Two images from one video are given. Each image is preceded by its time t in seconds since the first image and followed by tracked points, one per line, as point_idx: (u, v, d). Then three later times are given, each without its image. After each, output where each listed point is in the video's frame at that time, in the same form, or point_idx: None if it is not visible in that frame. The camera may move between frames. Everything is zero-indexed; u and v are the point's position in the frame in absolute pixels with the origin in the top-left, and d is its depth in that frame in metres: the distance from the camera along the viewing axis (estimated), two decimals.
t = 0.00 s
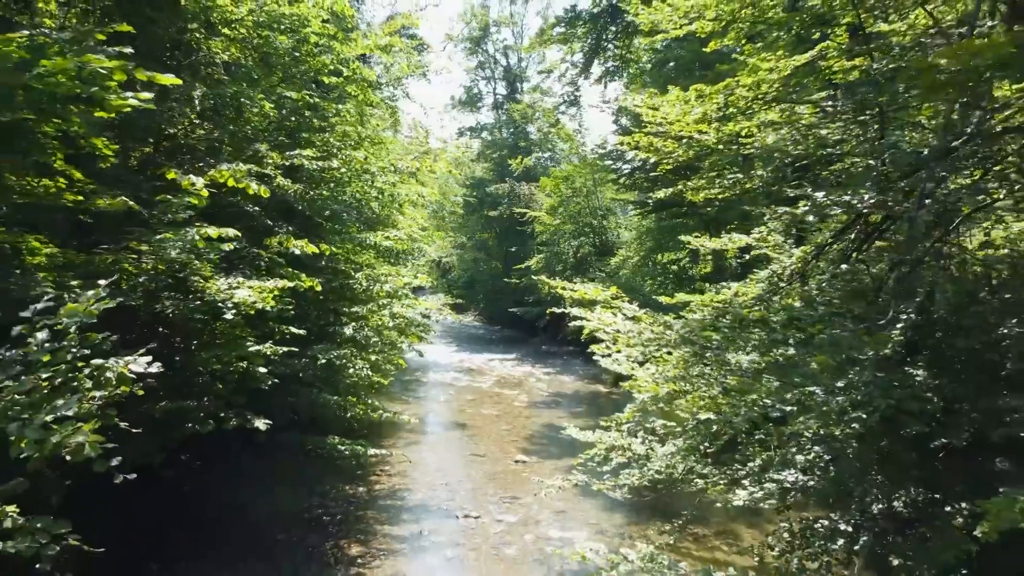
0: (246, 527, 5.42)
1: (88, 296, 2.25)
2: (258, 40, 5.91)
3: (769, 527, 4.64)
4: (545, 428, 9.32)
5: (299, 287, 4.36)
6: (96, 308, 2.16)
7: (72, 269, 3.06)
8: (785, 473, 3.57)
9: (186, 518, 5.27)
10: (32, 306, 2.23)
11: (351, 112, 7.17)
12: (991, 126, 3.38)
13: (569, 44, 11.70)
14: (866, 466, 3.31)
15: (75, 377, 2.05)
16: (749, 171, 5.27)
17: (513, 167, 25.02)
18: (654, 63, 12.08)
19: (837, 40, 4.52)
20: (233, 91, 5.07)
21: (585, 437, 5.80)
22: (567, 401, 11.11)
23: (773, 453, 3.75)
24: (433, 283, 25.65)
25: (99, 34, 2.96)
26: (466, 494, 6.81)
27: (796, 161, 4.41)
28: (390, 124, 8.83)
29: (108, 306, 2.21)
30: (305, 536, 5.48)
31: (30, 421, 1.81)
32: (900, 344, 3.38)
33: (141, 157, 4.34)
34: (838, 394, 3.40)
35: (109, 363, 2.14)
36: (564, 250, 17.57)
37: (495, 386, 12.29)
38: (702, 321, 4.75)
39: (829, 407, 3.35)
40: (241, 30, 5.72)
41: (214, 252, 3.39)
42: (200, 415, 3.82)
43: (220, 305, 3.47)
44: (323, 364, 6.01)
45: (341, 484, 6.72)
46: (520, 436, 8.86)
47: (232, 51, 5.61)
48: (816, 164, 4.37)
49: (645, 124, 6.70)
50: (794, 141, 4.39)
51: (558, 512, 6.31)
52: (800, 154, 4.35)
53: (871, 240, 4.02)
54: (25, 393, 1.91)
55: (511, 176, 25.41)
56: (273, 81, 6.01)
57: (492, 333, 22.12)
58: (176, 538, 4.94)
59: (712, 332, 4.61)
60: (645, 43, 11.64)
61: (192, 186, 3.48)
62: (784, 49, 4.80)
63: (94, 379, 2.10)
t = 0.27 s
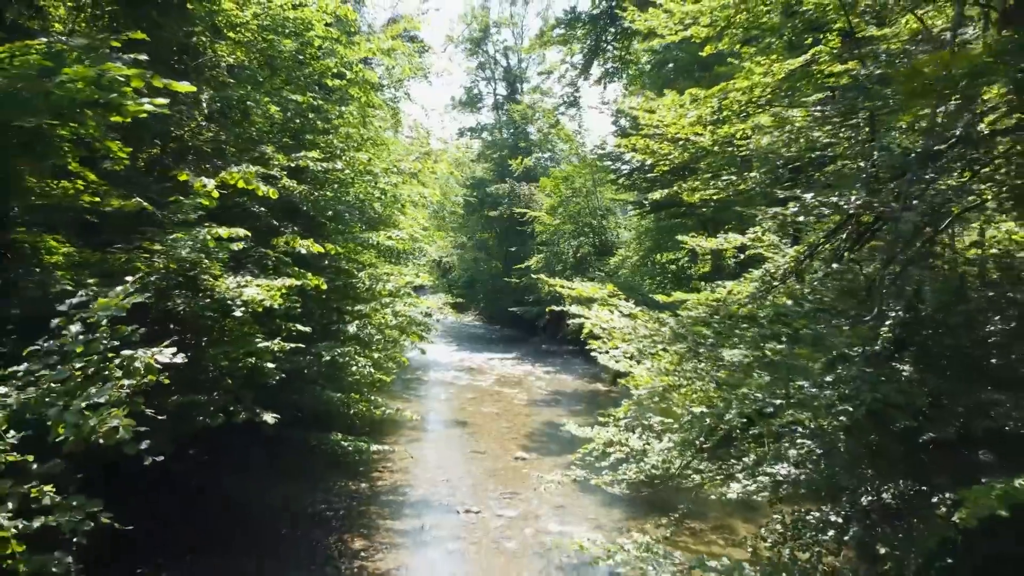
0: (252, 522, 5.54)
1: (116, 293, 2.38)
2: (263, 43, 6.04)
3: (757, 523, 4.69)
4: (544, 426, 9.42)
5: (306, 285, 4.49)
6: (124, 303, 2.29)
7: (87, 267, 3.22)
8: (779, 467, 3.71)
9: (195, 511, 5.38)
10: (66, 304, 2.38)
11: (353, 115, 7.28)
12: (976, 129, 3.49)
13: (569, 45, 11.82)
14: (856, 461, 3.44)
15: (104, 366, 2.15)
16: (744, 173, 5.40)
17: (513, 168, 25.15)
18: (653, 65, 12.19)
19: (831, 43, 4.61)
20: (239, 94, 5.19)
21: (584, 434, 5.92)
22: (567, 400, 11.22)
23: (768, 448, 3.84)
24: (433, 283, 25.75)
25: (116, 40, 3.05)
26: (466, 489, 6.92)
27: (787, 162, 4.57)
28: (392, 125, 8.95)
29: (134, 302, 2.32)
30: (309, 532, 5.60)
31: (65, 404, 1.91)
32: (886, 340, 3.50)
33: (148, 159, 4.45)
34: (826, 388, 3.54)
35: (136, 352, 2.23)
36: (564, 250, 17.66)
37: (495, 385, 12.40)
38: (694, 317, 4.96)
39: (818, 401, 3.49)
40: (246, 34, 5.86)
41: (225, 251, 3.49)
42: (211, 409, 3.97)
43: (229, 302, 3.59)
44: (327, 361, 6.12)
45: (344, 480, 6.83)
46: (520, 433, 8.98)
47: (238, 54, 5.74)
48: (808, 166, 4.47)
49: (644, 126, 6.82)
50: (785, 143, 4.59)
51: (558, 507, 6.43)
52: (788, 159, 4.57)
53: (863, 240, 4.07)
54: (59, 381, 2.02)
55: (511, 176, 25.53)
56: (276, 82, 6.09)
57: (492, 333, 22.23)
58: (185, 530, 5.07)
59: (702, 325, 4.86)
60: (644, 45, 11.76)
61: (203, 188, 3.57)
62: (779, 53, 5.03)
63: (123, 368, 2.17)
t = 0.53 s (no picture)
0: (257, 516, 5.66)
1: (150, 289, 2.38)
2: (268, 47, 6.16)
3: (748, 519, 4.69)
4: (544, 424, 9.52)
5: (312, 283, 4.61)
6: (155, 298, 2.31)
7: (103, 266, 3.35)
8: (772, 460, 3.85)
9: (204, 504, 5.51)
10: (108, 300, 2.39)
11: (357, 117, 7.39)
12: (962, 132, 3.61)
13: (569, 46, 11.95)
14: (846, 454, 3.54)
15: (136, 356, 2.12)
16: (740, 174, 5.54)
17: (513, 168, 25.28)
18: (652, 67, 12.33)
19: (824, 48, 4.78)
20: (245, 97, 5.31)
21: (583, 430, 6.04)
22: (567, 398, 11.34)
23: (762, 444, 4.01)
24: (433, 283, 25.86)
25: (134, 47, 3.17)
26: (467, 485, 7.03)
27: (779, 164, 4.68)
28: (393, 127, 9.08)
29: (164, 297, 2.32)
30: (313, 526, 5.71)
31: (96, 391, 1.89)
32: (875, 336, 3.56)
33: (155, 160, 4.52)
34: (816, 383, 3.63)
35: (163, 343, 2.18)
36: (564, 251, 17.81)
37: (495, 383, 12.51)
38: (689, 315, 5.07)
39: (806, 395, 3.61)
40: (251, 38, 6.02)
41: (234, 251, 3.60)
42: (221, 404, 4.09)
43: (238, 300, 3.69)
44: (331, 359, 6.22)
45: (347, 477, 6.94)
46: (520, 431, 9.09)
47: (243, 58, 5.90)
48: (799, 168, 4.57)
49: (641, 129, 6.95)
50: (778, 145, 4.69)
51: (557, 503, 6.53)
52: (783, 160, 4.67)
53: (856, 240, 3.94)
54: (90, 370, 2.00)
55: (511, 176, 25.65)
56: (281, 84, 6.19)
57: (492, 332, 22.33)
58: (196, 523, 5.18)
59: (695, 323, 4.94)
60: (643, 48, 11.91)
61: (214, 189, 3.66)
62: (773, 57, 5.20)
63: (151, 359, 2.12)
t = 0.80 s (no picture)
0: (264, 510, 5.80)
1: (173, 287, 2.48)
2: (273, 51, 6.28)
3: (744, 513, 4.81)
4: (544, 422, 9.62)
5: (318, 282, 4.73)
6: (179, 294, 2.36)
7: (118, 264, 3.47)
8: (767, 455, 3.99)
9: (214, 497, 5.65)
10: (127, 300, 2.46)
11: (360, 119, 7.51)
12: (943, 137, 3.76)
13: (569, 48, 12.10)
14: (837, 448, 3.68)
15: (161, 350, 2.13)
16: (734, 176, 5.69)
17: (513, 169, 25.43)
18: (651, 69, 12.49)
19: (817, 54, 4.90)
20: (252, 99, 5.42)
21: (582, 427, 6.15)
22: (567, 397, 11.46)
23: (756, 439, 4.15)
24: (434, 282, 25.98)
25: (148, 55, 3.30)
26: (468, 481, 7.15)
27: (772, 166, 4.79)
28: (395, 128, 9.21)
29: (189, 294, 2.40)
30: (317, 521, 5.82)
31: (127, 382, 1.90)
32: (864, 333, 3.77)
33: (163, 162, 4.63)
34: (806, 378, 3.82)
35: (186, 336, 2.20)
36: (564, 250, 18.09)
37: (495, 382, 12.63)
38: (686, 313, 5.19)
39: (796, 391, 3.78)
40: (256, 42, 6.13)
41: (244, 251, 3.69)
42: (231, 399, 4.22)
43: (247, 298, 3.82)
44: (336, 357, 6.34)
45: (350, 473, 7.04)
46: (520, 429, 9.21)
47: (248, 61, 6.00)
48: (792, 170, 4.68)
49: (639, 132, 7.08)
50: (772, 148, 4.82)
51: (557, 498, 6.65)
52: (777, 161, 4.77)
53: (848, 241, 4.01)
54: (120, 361, 2.02)
55: (511, 177, 25.78)
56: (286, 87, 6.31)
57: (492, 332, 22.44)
58: (206, 516, 5.33)
59: (689, 320, 5.07)
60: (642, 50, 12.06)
61: (224, 191, 3.77)
62: (766, 63, 5.37)
63: (174, 352, 2.16)
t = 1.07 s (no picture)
0: (269, 505, 5.92)
1: (195, 284, 2.59)
2: (278, 54, 6.40)
3: (738, 506, 4.93)
4: (543, 420, 9.74)
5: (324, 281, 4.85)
6: (201, 291, 2.49)
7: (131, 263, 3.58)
8: (760, 450, 4.14)
9: (221, 492, 5.76)
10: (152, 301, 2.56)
11: (363, 121, 7.63)
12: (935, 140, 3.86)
13: (569, 50, 12.22)
14: (828, 442, 3.80)
15: (184, 344, 2.23)
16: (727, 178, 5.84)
17: (513, 169, 25.57)
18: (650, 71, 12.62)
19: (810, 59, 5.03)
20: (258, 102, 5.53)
21: (580, 423, 6.28)
22: (566, 395, 11.57)
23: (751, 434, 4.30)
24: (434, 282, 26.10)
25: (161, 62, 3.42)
26: (469, 478, 7.27)
27: (767, 167, 4.91)
28: (397, 130, 9.34)
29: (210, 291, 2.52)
30: (321, 516, 5.93)
31: (151, 374, 2.00)
32: (855, 331, 3.96)
33: (172, 163, 4.74)
34: (796, 373, 3.95)
35: (208, 330, 2.31)
36: (564, 250, 18.50)
37: (496, 381, 12.75)
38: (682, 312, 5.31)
39: (786, 384, 3.96)
40: (261, 45, 6.25)
41: (253, 251, 3.80)
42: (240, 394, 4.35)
43: (256, 297, 3.89)
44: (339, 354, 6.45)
45: (353, 470, 7.16)
46: (521, 427, 9.33)
47: (253, 64, 6.12)
48: (784, 172, 4.81)
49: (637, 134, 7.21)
50: (765, 150, 4.94)
51: (557, 494, 6.77)
52: (772, 163, 4.89)
53: (841, 241, 4.07)
54: (146, 353, 2.11)
55: (512, 177, 25.92)
56: (290, 90, 6.43)
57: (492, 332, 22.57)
58: (213, 509, 5.45)
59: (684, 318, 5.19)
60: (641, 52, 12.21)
61: (234, 193, 3.88)
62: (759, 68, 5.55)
63: (196, 346, 2.25)
